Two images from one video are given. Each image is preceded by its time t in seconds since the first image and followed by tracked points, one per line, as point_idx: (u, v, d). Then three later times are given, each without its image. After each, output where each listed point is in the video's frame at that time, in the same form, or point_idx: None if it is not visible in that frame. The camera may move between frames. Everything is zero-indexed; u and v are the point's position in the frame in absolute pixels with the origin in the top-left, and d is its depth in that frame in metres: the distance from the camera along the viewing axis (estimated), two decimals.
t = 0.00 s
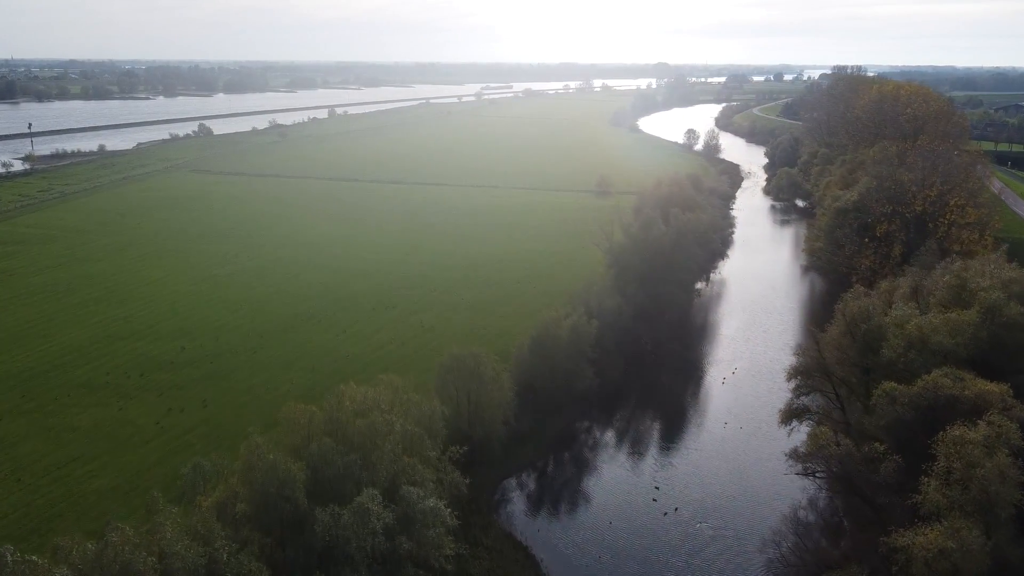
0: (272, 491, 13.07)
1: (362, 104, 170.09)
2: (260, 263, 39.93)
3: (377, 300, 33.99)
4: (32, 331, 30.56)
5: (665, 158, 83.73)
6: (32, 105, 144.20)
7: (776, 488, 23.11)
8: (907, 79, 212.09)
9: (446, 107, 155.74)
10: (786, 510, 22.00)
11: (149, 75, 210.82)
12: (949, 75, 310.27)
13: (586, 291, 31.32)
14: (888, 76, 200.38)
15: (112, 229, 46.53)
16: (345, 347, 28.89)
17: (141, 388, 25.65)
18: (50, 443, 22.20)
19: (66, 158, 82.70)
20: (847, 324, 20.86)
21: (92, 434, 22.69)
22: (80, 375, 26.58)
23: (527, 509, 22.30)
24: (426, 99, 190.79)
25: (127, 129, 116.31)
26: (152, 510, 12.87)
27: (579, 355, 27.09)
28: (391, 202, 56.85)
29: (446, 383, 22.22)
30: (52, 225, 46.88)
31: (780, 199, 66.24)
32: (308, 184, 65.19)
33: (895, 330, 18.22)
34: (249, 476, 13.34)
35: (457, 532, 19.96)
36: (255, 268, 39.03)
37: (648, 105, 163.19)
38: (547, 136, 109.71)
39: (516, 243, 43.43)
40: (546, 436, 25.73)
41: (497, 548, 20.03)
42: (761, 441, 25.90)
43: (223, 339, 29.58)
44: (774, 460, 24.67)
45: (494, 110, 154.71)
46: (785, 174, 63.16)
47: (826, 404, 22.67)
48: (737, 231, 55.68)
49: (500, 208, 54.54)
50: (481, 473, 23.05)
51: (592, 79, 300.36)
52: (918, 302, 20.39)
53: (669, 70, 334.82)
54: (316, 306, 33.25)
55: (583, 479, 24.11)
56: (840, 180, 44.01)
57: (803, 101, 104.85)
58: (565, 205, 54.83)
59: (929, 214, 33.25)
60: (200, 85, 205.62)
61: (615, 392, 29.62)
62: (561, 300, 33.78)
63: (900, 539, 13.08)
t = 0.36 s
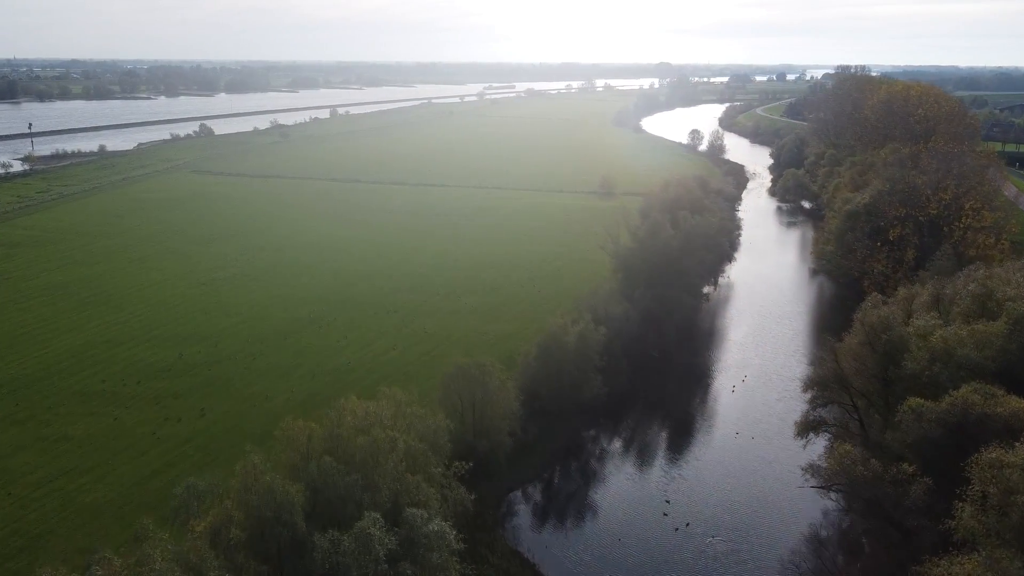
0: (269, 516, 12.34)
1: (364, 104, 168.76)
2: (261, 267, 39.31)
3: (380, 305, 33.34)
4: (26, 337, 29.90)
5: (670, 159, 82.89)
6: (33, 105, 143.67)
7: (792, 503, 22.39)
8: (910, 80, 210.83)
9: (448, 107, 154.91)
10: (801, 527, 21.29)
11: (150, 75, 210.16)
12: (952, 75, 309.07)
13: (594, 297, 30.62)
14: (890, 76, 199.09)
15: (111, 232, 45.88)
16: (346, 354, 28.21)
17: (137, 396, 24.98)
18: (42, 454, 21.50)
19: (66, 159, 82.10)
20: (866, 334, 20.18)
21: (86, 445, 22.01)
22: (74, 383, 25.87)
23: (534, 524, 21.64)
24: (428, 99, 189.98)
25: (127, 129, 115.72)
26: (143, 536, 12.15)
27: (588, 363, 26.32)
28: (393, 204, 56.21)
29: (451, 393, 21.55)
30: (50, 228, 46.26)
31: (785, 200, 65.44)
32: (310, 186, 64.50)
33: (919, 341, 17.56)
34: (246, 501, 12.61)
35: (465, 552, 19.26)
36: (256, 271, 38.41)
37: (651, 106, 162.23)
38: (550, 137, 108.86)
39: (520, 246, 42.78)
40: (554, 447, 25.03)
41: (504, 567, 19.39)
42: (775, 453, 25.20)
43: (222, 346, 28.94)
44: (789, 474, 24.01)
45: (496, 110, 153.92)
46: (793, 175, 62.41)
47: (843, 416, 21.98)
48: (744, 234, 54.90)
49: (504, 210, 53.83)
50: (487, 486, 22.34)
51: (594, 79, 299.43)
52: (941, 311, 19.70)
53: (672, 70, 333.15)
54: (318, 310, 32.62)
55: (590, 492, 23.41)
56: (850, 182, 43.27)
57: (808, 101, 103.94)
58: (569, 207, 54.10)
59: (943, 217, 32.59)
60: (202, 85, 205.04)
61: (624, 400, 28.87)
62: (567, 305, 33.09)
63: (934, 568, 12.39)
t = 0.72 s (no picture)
0: (267, 541, 11.70)
1: (368, 104, 167.68)
2: (263, 270, 38.77)
3: (384, 310, 32.72)
4: (24, 342, 29.38)
5: (676, 160, 82.10)
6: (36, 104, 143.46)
7: (809, 519, 21.63)
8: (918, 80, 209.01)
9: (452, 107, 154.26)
10: (819, 545, 20.55)
11: (154, 75, 209.81)
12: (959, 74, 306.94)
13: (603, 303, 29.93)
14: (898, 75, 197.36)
15: (112, 234, 45.42)
16: (349, 361, 27.60)
17: (135, 405, 24.41)
18: (37, 465, 20.90)
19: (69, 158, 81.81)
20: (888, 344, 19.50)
21: (82, 456, 21.42)
22: (71, 391, 25.30)
23: (543, 539, 20.96)
24: (431, 98, 189.14)
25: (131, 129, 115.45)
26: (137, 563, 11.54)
27: (597, 372, 25.65)
28: (397, 205, 55.64)
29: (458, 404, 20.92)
30: (52, 230, 45.84)
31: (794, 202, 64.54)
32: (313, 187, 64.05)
33: (946, 353, 16.89)
34: (244, 524, 11.99)
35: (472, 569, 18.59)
36: (258, 275, 37.88)
37: (657, 106, 161.17)
38: (555, 137, 108.19)
39: (526, 249, 42.12)
40: (563, 457, 24.34)
41: None
42: (791, 465, 24.46)
43: (223, 352, 28.36)
44: (806, 487, 23.27)
45: (501, 110, 153.16)
46: (802, 176, 61.53)
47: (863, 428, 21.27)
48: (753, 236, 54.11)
49: (509, 211, 53.19)
50: (495, 499, 21.69)
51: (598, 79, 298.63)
52: (967, 321, 19.00)
53: (677, 70, 331.93)
54: (320, 315, 32.04)
55: (601, 505, 22.69)
56: (862, 184, 42.41)
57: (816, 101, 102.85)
58: (576, 209, 53.43)
59: (962, 220, 31.70)
60: (206, 85, 204.84)
61: (634, 408, 28.16)
62: (575, 311, 32.42)
63: None
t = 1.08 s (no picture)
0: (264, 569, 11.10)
1: (373, 104, 167.11)
2: (266, 272, 38.24)
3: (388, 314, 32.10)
4: (23, 346, 28.91)
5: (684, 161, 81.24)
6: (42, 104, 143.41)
7: (829, 536, 20.86)
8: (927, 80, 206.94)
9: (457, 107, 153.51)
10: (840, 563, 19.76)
11: (160, 75, 209.99)
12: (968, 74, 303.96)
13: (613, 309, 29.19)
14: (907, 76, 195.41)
15: (114, 236, 44.97)
16: (352, 368, 26.99)
17: (134, 412, 23.85)
18: (32, 477, 20.33)
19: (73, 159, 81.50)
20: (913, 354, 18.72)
21: (77, 467, 20.85)
22: (69, 398, 24.78)
23: (552, 554, 20.24)
24: (436, 98, 188.29)
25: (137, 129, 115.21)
26: None
27: (607, 380, 24.95)
28: (402, 206, 55.06)
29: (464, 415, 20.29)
30: (54, 231, 45.41)
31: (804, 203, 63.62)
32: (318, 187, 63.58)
33: (978, 366, 16.11)
34: (241, 550, 11.41)
35: None
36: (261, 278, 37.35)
37: (663, 106, 159.95)
38: (561, 137, 107.36)
39: (533, 252, 41.44)
40: (572, 468, 23.59)
41: None
42: (809, 478, 23.69)
43: (224, 358, 27.78)
44: (824, 501, 22.52)
45: (506, 110, 152.26)
46: (813, 177, 60.54)
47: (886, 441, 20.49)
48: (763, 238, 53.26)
49: (515, 213, 52.50)
50: (503, 513, 21.03)
51: (604, 78, 296.71)
52: (998, 331, 18.21)
53: (682, 70, 329.62)
54: (323, 319, 31.45)
55: (612, 518, 21.93)
56: (877, 186, 41.48)
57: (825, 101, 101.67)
58: (584, 211, 52.66)
59: (981, 224, 30.72)
60: (211, 85, 204.68)
61: (645, 416, 27.40)
62: (583, 316, 31.72)
63: None
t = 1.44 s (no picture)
0: None
1: (378, 104, 166.56)
2: (269, 275, 37.72)
3: (392, 318, 31.53)
4: (22, 350, 28.48)
5: (691, 161, 80.39)
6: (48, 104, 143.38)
7: (847, 551, 20.17)
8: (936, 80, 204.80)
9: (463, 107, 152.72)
10: None
11: (166, 75, 209.79)
12: (976, 74, 301.45)
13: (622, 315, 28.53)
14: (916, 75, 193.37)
15: (117, 237, 44.59)
16: (356, 374, 26.42)
17: (133, 419, 23.36)
18: (28, 486, 19.86)
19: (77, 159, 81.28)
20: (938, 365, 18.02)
21: (74, 476, 20.36)
22: (68, 404, 24.31)
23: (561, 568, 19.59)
24: (441, 98, 187.34)
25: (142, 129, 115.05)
26: None
27: (617, 388, 24.28)
28: (407, 207, 54.51)
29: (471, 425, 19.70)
30: (57, 232, 45.08)
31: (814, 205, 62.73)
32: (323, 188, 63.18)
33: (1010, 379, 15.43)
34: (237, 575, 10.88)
35: None
36: (265, 280, 36.85)
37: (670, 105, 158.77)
38: (567, 137, 106.52)
39: (539, 254, 40.79)
40: (581, 477, 22.93)
41: None
42: (825, 489, 22.98)
43: (226, 363, 27.25)
44: (842, 513, 21.82)
45: (512, 109, 151.38)
46: (824, 178, 59.65)
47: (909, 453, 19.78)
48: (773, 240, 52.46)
49: (521, 214, 51.89)
50: (511, 526, 20.43)
51: (610, 78, 295.33)
52: None
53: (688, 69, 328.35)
54: (327, 324, 30.91)
55: (622, 530, 21.25)
56: (891, 188, 40.61)
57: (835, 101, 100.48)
58: (591, 212, 51.93)
59: (1000, 227, 29.87)
60: (216, 85, 204.43)
61: (656, 423, 26.73)
62: (591, 321, 31.06)
63: None
